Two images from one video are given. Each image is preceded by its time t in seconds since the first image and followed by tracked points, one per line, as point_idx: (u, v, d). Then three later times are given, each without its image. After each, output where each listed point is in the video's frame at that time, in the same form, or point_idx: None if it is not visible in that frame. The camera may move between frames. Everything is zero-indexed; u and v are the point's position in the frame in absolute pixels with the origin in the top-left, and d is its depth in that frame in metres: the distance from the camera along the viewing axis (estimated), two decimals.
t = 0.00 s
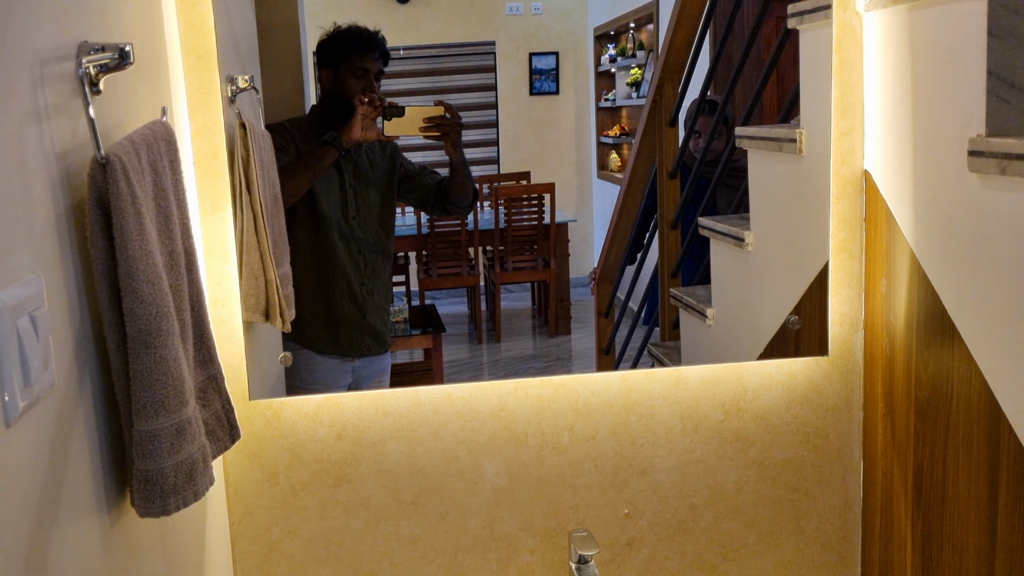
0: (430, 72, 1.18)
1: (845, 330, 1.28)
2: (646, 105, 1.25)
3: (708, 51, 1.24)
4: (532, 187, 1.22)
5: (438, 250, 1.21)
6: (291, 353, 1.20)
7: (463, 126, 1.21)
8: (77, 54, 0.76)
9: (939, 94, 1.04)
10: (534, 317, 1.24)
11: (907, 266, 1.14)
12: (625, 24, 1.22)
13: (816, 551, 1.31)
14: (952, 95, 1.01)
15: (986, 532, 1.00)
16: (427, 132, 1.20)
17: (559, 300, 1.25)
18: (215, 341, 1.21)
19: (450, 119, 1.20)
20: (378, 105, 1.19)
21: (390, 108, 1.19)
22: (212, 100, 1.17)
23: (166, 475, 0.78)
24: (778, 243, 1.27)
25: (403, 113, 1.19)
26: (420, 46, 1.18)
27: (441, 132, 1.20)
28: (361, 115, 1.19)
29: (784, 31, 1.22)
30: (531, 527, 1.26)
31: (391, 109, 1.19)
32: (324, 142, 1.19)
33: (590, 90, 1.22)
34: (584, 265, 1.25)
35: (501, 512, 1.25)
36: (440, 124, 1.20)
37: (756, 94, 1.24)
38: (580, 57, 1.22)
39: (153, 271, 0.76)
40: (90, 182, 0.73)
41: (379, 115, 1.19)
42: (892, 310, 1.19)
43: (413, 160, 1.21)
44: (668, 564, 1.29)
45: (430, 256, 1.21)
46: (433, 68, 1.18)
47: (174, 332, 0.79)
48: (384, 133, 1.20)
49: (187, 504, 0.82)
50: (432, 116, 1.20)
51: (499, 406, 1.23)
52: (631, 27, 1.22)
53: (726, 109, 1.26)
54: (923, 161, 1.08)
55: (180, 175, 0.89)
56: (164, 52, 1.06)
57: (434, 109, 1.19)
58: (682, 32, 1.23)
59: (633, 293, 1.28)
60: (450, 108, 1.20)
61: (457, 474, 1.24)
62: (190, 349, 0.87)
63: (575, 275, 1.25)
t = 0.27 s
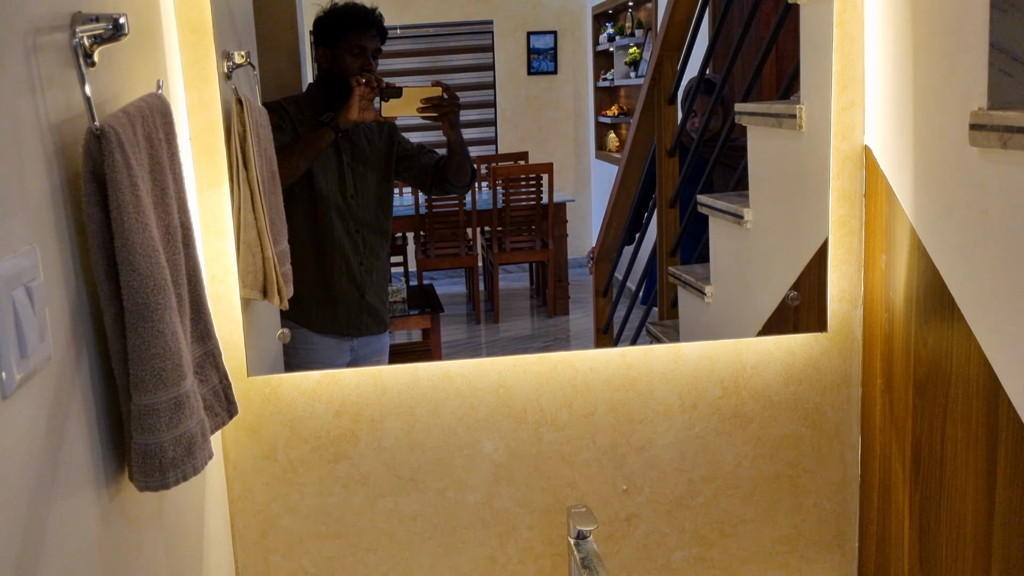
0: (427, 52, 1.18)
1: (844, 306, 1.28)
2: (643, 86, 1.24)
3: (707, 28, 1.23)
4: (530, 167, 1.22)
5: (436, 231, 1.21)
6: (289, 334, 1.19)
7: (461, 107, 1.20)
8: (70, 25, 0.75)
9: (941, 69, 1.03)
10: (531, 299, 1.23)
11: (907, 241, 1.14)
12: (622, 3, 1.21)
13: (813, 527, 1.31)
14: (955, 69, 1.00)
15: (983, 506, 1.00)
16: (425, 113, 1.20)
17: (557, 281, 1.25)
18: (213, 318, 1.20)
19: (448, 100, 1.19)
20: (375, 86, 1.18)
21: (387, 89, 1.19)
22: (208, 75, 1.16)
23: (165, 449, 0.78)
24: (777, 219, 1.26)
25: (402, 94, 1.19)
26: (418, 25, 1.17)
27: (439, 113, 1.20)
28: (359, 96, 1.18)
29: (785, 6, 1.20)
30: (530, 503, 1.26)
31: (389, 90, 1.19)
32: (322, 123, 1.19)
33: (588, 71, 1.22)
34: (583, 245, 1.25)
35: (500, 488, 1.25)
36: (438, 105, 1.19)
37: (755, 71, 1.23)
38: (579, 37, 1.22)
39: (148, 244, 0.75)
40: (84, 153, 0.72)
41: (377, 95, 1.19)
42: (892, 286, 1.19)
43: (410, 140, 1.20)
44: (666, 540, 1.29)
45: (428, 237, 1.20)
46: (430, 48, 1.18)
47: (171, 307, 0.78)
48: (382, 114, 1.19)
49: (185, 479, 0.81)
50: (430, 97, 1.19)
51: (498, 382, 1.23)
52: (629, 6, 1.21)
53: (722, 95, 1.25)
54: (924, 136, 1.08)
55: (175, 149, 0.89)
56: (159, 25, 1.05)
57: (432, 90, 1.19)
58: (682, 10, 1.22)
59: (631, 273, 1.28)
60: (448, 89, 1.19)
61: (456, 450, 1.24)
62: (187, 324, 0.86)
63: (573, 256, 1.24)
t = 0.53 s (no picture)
0: (423, 33, 1.17)
1: (841, 284, 1.27)
2: (640, 67, 1.23)
3: (705, 7, 1.22)
4: (527, 149, 1.21)
5: (433, 213, 1.20)
6: (284, 317, 1.19)
7: (457, 88, 1.19)
8: None
9: (940, 45, 1.03)
10: (528, 280, 1.23)
11: (904, 219, 1.14)
12: None
13: (809, 505, 1.31)
14: (954, 45, 1.00)
15: (979, 483, 1.01)
16: (420, 95, 1.19)
17: (553, 263, 1.25)
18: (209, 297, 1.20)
19: (444, 82, 1.18)
20: (370, 68, 1.17)
21: (384, 72, 1.18)
22: (202, 51, 1.15)
23: (161, 425, 0.78)
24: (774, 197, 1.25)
25: (398, 76, 1.18)
26: (413, 6, 1.16)
27: (435, 95, 1.19)
28: (355, 78, 1.18)
29: None
30: (526, 481, 1.26)
31: (385, 72, 1.18)
32: (318, 106, 1.18)
33: (585, 51, 1.21)
34: (579, 227, 1.24)
35: (497, 466, 1.26)
36: (433, 86, 1.18)
37: (753, 51, 1.22)
38: (575, 19, 1.22)
39: (142, 219, 0.75)
40: (77, 127, 0.72)
41: (373, 78, 1.18)
42: (888, 263, 1.19)
43: (407, 121, 1.19)
44: (663, 518, 1.30)
45: (424, 219, 1.20)
46: (426, 29, 1.17)
47: (166, 283, 0.78)
48: (378, 96, 1.19)
49: (181, 455, 0.81)
50: (425, 79, 1.18)
51: (495, 360, 1.23)
52: None
53: (719, 74, 1.24)
54: (922, 113, 1.07)
55: (170, 124, 0.88)
56: None
57: (427, 72, 1.18)
58: None
59: (627, 256, 1.28)
60: (444, 71, 1.18)
61: (452, 428, 1.24)
62: (182, 300, 0.86)
63: (569, 239, 1.25)
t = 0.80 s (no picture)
0: (418, 20, 1.17)
1: (835, 271, 1.27)
2: (635, 55, 1.23)
3: None
4: (522, 137, 1.21)
5: (427, 201, 1.20)
6: (278, 304, 1.19)
7: (451, 76, 1.19)
8: None
9: (936, 30, 1.02)
10: (523, 268, 1.22)
11: (899, 205, 1.14)
12: None
13: (802, 492, 1.32)
14: (950, 30, 1.00)
15: (971, 468, 1.01)
16: (415, 83, 1.19)
17: (548, 251, 1.23)
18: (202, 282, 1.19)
19: (439, 70, 1.18)
20: (365, 57, 1.17)
21: (378, 60, 1.18)
22: (195, 35, 1.14)
23: (154, 409, 0.77)
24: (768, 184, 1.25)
25: (392, 65, 1.18)
26: None
27: (430, 84, 1.19)
28: (350, 66, 1.17)
29: None
30: (520, 467, 1.27)
31: (379, 61, 1.18)
32: (312, 94, 1.18)
33: (580, 40, 1.21)
34: (573, 215, 1.24)
35: (491, 452, 1.26)
36: (428, 74, 1.18)
37: (748, 37, 1.22)
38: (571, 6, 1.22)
39: (135, 202, 0.75)
40: (69, 108, 0.71)
41: (368, 66, 1.17)
42: (883, 250, 1.19)
43: (402, 108, 1.19)
44: (656, 504, 1.30)
45: (419, 208, 1.20)
46: (420, 16, 1.17)
47: (159, 266, 0.78)
48: (373, 85, 1.18)
49: (174, 439, 0.81)
50: (420, 67, 1.18)
51: (489, 347, 1.23)
52: None
53: (714, 63, 1.24)
54: (918, 99, 1.07)
55: (162, 108, 0.87)
56: None
57: (422, 60, 1.18)
58: None
59: (622, 245, 1.26)
60: (439, 58, 1.18)
61: (447, 414, 1.24)
62: (175, 284, 0.86)
63: (564, 227, 1.24)
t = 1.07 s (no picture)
0: (410, 9, 1.17)
1: (825, 258, 1.28)
2: (628, 44, 1.23)
3: None
4: (514, 126, 1.20)
5: (419, 189, 1.19)
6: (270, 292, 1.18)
7: (443, 65, 1.18)
8: None
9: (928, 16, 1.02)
10: (514, 258, 1.22)
11: (889, 192, 1.14)
12: None
13: (791, 478, 1.32)
14: (941, 17, 1.00)
15: (959, 454, 1.01)
16: (407, 72, 1.18)
17: (540, 241, 1.23)
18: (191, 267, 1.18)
19: (431, 59, 1.18)
20: (357, 45, 1.17)
21: (370, 49, 1.17)
22: (184, 18, 1.13)
23: (142, 392, 0.77)
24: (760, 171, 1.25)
25: (384, 54, 1.17)
26: None
27: (421, 73, 1.18)
28: (341, 54, 1.17)
29: None
30: (511, 453, 1.27)
31: (371, 49, 1.17)
32: (303, 81, 1.17)
33: (572, 28, 1.21)
34: (565, 205, 1.24)
35: (481, 438, 1.26)
36: (420, 63, 1.18)
37: (739, 25, 1.22)
38: None
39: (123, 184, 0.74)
40: (55, 89, 0.70)
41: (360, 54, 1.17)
42: (874, 237, 1.19)
43: (395, 96, 1.18)
44: (646, 490, 1.30)
45: (410, 196, 1.19)
46: (413, 4, 1.17)
47: (147, 249, 0.77)
48: (364, 73, 1.17)
49: (162, 423, 0.81)
50: (412, 56, 1.18)
51: (479, 333, 1.23)
52: None
53: (705, 52, 1.24)
54: (909, 86, 1.07)
55: (151, 90, 0.87)
56: None
57: (414, 49, 1.18)
58: None
59: (613, 234, 1.27)
60: (431, 48, 1.18)
61: (437, 400, 1.24)
62: (164, 268, 0.85)
63: (556, 217, 1.24)
